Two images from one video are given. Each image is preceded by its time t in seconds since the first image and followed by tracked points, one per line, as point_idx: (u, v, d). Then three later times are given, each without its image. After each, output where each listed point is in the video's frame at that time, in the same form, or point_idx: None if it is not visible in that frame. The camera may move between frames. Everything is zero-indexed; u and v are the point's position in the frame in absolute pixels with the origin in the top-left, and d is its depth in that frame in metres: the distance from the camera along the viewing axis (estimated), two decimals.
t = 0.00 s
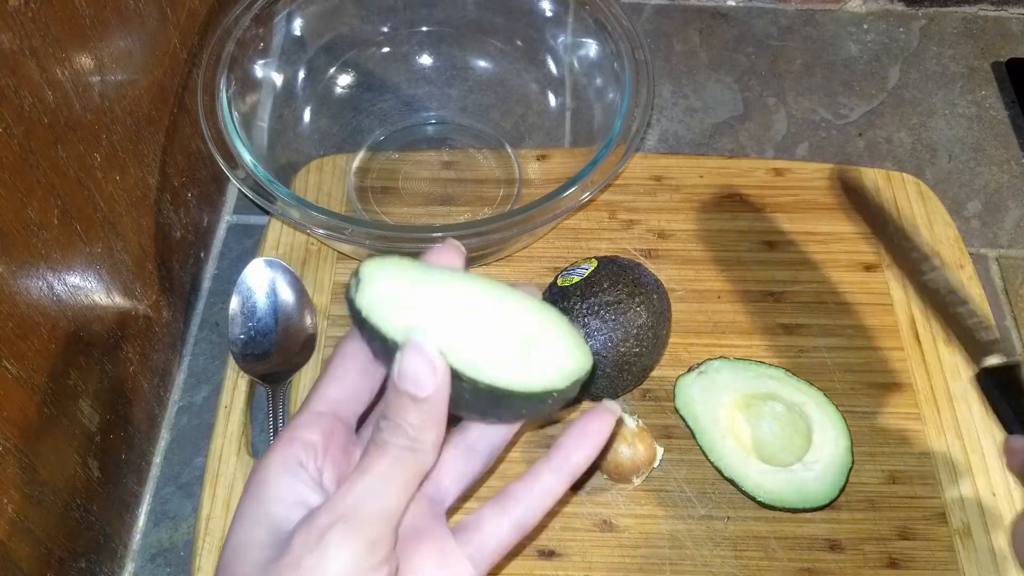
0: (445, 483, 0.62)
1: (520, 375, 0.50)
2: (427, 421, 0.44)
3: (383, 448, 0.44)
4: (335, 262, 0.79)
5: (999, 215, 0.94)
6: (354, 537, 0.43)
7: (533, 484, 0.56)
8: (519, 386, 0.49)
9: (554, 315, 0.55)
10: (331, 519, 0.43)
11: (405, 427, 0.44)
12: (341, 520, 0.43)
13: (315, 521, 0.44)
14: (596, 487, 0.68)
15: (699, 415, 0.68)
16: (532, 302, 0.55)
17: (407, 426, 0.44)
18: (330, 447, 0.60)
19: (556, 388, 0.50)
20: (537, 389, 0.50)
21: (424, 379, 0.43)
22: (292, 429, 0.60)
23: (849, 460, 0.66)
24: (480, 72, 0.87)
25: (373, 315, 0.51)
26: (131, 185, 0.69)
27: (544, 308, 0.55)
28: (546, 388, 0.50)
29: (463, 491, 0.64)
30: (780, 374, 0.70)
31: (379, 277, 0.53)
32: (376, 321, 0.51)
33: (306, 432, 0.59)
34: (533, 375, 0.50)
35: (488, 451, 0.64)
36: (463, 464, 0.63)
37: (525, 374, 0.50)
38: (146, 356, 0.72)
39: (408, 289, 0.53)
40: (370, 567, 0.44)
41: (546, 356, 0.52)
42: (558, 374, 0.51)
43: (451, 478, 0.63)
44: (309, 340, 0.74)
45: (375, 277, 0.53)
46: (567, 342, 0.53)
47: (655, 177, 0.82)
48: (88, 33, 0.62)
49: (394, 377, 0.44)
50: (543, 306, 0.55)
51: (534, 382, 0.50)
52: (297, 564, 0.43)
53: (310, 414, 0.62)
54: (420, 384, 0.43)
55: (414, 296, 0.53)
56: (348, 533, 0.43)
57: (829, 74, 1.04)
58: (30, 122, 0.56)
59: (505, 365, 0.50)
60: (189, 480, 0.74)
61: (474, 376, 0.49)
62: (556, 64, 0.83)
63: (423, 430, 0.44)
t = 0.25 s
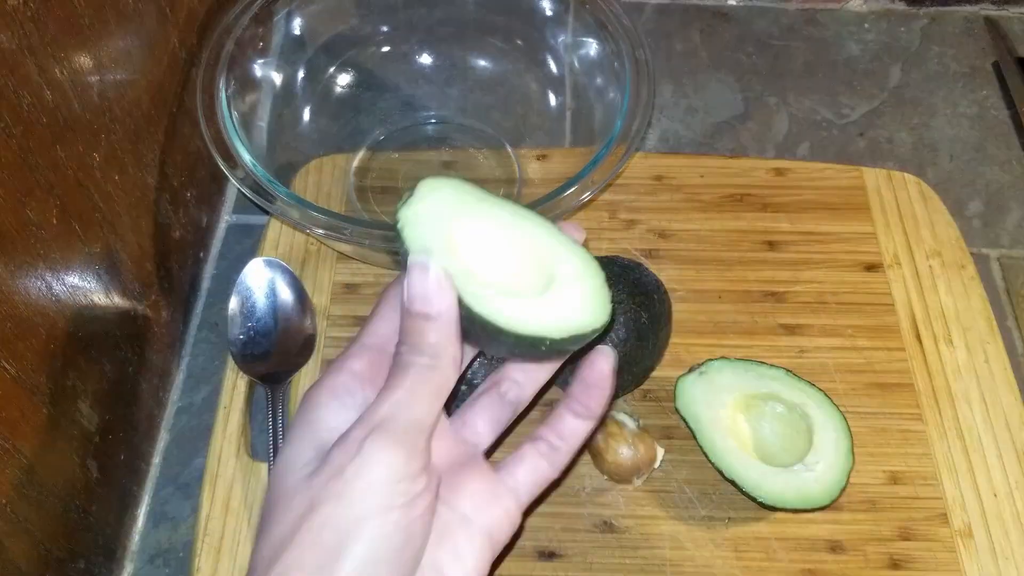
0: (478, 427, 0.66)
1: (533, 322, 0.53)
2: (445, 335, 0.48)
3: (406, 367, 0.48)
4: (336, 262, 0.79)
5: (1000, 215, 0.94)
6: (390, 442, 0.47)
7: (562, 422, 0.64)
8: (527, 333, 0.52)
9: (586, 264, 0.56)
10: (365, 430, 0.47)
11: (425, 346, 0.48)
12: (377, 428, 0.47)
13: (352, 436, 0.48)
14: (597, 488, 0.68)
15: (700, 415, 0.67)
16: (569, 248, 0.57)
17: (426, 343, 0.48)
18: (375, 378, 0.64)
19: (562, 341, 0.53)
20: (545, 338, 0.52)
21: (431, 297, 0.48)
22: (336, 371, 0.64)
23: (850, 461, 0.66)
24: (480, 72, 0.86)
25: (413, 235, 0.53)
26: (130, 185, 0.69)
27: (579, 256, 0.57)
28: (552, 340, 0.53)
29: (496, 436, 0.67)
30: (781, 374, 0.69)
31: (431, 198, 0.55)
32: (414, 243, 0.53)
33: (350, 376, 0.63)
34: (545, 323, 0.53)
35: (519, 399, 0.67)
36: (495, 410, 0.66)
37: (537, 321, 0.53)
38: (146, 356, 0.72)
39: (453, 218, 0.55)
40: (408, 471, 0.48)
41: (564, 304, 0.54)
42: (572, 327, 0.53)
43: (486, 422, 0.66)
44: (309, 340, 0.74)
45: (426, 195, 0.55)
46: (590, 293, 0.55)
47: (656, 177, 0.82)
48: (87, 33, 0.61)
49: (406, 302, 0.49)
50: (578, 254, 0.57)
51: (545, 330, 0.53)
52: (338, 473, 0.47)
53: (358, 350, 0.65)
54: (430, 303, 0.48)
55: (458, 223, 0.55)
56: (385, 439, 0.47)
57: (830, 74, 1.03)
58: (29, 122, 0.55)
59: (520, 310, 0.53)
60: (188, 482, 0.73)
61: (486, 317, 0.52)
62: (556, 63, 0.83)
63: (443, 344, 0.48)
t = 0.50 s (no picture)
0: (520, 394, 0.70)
1: (551, 307, 0.53)
2: (471, 281, 0.55)
3: (435, 312, 0.55)
4: (335, 262, 0.79)
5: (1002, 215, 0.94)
6: (406, 370, 0.52)
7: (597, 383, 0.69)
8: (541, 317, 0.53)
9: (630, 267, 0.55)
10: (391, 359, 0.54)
11: (452, 293, 0.55)
12: (396, 359, 0.53)
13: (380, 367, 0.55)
14: (597, 488, 0.68)
15: (700, 415, 0.67)
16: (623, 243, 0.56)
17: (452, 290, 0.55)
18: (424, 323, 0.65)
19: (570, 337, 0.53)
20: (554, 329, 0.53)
21: (449, 250, 0.54)
22: (387, 322, 0.67)
23: (850, 461, 0.65)
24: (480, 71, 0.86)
25: (475, 177, 0.54)
26: (130, 185, 0.68)
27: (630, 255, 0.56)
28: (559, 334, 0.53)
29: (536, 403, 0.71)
30: (782, 375, 0.69)
31: (511, 145, 0.55)
32: (471, 187, 0.54)
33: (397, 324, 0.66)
34: (561, 314, 0.53)
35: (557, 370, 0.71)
36: (535, 379, 0.71)
37: (554, 309, 0.53)
38: (145, 356, 0.72)
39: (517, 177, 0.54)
40: (427, 397, 0.53)
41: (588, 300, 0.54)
42: (587, 327, 0.53)
43: (526, 388, 0.70)
44: (309, 340, 0.74)
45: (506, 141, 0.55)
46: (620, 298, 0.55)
47: (656, 177, 0.82)
48: (87, 32, 0.61)
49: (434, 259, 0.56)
50: (628, 251, 0.56)
51: (558, 320, 0.53)
52: (364, 404, 0.53)
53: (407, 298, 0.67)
54: (449, 255, 0.54)
55: (524, 182, 0.55)
56: (403, 368, 0.52)
57: (831, 73, 1.03)
58: (28, 122, 0.55)
59: (543, 293, 0.54)
60: (188, 482, 0.72)
61: (509, 293, 0.53)
62: (556, 62, 0.82)
63: (468, 291, 0.55)
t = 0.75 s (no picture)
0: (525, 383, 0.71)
1: (564, 311, 0.55)
2: (488, 278, 0.55)
3: (451, 308, 0.54)
4: (335, 262, 0.79)
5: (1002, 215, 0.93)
6: (431, 362, 0.51)
7: (596, 373, 0.68)
8: (554, 320, 0.55)
9: (639, 272, 0.58)
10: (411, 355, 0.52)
11: (471, 289, 0.55)
12: (419, 351, 0.52)
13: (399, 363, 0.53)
14: (597, 488, 0.68)
15: (700, 415, 0.67)
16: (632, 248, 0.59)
17: (472, 285, 0.55)
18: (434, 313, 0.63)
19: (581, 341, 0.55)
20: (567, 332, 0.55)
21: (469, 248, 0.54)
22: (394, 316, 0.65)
23: (850, 461, 0.65)
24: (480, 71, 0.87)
25: (498, 170, 0.56)
26: (129, 185, 0.68)
27: (639, 260, 0.59)
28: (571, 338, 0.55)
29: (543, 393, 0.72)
30: (782, 375, 0.69)
31: (531, 142, 0.56)
32: (491, 183, 0.55)
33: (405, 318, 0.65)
34: (574, 317, 0.55)
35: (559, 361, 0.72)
36: (538, 369, 0.72)
37: (568, 313, 0.55)
38: (145, 356, 0.72)
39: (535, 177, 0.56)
40: (450, 391, 0.52)
41: (598, 305, 0.57)
42: (598, 331, 0.56)
43: (531, 379, 0.71)
44: (309, 340, 0.74)
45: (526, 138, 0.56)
46: (628, 302, 0.57)
47: (656, 176, 0.82)
48: (87, 33, 0.61)
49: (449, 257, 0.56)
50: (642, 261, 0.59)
51: (571, 324, 0.55)
52: (384, 394, 0.52)
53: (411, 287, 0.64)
54: (468, 253, 0.54)
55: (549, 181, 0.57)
56: (427, 361, 0.51)
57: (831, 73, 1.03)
58: (28, 122, 0.55)
59: (556, 296, 0.55)
60: (187, 482, 0.72)
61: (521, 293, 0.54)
62: (556, 62, 0.82)
63: (488, 287, 0.55)
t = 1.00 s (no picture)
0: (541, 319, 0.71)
1: (583, 252, 0.56)
2: (510, 216, 0.53)
3: (471, 246, 0.52)
4: (335, 262, 0.79)
5: (1002, 215, 0.94)
6: (457, 296, 0.47)
7: (610, 307, 0.67)
8: (571, 262, 0.55)
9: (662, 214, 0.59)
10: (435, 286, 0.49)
11: (493, 227, 0.53)
12: (444, 286, 0.48)
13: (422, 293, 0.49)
14: (597, 488, 0.68)
15: (700, 415, 0.67)
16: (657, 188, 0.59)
17: (494, 222, 0.53)
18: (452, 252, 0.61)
19: (598, 283, 0.56)
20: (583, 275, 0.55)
21: (491, 183, 0.53)
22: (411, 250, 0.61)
23: (850, 461, 0.65)
24: (481, 71, 0.87)
25: (520, 106, 0.56)
26: (130, 185, 0.68)
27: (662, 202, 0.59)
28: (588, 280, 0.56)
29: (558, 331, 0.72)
30: (782, 375, 0.69)
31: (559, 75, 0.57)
32: (518, 114, 0.56)
33: (425, 252, 0.61)
34: (592, 259, 0.56)
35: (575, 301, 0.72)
36: (553, 308, 0.72)
37: (584, 255, 0.56)
38: (146, 356, 0.72)
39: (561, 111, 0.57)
40: (477, 325, 0.48)
41: (619, 247, 0.57)
42: (616, 272, 0.56)
43: (547, 318, 0.71)
44: (309, 340, 0.74)
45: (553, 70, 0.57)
46: (649, 245, 0.58)
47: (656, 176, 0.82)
48: (87, 33, 0.61)
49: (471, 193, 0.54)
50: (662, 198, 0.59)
51: (589, 266, 0.56)
52: (408, 326, 0.47)
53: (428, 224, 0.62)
54: (491, 188, 0.53)
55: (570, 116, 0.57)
56: (455, 293, 0.47)
57: (831, 73, 1.03)
58: (28, 122, 0.55)
59: (576, 235, 0.56)
60: (187, 482, 0.72)
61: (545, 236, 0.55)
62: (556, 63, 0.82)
63: (509, 223, 0.53)
